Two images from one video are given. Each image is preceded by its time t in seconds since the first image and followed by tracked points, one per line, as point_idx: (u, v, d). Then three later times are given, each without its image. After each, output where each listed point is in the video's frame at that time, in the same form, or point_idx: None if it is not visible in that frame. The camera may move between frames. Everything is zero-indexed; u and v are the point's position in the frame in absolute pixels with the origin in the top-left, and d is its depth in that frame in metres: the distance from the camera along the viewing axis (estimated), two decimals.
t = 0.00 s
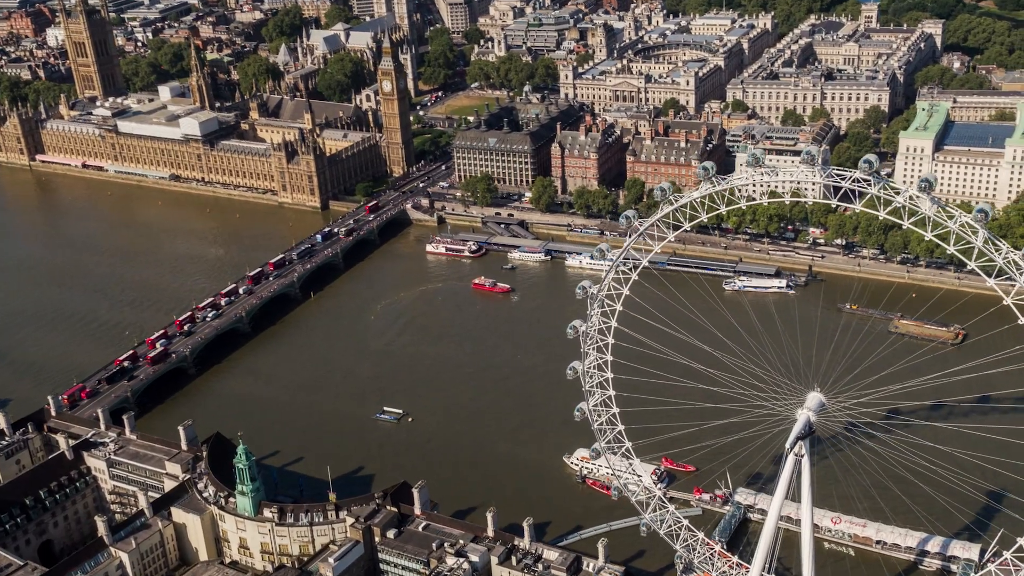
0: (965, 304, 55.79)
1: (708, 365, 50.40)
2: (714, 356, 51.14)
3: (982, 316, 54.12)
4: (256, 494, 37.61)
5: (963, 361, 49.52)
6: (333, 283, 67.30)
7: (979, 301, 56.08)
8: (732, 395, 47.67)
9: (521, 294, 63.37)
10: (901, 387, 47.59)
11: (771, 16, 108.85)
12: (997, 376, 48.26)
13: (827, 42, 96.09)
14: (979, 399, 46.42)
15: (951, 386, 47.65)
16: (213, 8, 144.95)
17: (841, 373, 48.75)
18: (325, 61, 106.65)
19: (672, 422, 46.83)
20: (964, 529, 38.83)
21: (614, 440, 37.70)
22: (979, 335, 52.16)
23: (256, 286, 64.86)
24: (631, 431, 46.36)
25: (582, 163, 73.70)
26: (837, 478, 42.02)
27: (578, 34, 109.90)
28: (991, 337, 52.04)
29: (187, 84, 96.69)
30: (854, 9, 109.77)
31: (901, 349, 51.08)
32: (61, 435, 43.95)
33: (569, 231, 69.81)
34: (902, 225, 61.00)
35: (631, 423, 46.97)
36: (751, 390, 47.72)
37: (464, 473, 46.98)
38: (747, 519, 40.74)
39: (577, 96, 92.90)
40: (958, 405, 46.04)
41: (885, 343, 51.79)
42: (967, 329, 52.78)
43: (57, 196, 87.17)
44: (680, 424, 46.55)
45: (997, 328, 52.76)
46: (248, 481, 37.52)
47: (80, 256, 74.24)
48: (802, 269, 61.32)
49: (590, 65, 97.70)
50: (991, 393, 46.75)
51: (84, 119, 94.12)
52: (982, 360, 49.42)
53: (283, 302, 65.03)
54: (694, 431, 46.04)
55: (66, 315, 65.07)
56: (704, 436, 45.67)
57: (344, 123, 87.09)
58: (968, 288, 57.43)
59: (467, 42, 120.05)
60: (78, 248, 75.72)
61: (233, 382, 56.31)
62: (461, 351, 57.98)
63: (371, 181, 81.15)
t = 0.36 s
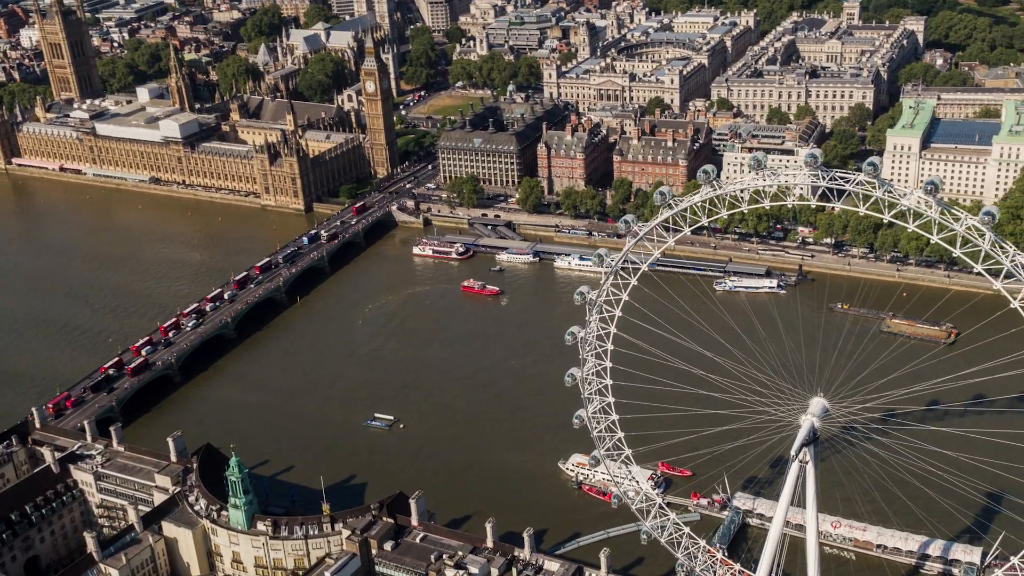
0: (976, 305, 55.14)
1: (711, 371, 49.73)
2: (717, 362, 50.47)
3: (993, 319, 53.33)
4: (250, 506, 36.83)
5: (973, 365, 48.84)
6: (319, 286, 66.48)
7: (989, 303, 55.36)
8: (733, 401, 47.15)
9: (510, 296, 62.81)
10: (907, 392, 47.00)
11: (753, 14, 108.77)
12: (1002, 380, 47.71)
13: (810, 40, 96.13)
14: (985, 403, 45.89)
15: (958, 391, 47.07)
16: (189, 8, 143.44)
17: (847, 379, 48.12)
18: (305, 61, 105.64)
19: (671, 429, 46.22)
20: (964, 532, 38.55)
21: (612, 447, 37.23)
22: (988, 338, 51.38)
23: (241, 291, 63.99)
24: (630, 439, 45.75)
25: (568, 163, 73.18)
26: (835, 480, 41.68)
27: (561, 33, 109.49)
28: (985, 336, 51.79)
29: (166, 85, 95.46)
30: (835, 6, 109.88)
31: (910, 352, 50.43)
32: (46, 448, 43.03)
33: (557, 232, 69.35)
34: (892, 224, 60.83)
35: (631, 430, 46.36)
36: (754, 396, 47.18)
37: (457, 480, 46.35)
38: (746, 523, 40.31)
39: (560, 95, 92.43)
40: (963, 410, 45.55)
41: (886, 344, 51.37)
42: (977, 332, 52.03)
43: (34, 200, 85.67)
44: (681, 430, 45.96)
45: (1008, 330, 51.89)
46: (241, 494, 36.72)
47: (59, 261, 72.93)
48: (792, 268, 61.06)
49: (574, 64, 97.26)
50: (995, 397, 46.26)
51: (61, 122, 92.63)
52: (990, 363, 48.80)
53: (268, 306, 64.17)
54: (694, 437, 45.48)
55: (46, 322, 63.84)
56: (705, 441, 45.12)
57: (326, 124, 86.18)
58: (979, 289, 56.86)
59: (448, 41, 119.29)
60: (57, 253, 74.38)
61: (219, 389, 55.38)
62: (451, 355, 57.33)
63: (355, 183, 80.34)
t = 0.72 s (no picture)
0: (985, 308, 54.45)
1: (711, 377, 49.10)
2: (717, 368, 49.84)
3: (1000, 322, 52.62)
4: (243, 520, 36.10)
5: (977, 369, 48.26)
6: (305, 291, 65.67)
7: (992, 304, 54.81)
8: (733, 407, 46.61)
9: (499, 299, 62.24)
10: (905, 394, 46.68)
11: (735, 12, 108.57)
12: (1004, 385, 47.17)
13: (793, 37, 96.01)
14: (987, 409, 45.34)
15: (958, 394, 46.66)
16: (166, 8, 141.82)
17: (851, 384, 47.55)
18: (286, 62, 104.59)
19: (670, 436, 45.58)
20: (964, 534, 38.27)
21: (611, 455, 36.76)
22: (994, 341, 50.74)
23: (226, 297, 63.09)
24: (628, 445, 45.09)
25: (555, 164, 72.65)
26: (832, 483, 41.37)
27: (543, 32, 108.92)
28: (978, 336, 51.63)
29: (145, 87, 94.21)
30: (817, 3, 109.84)
31: (915, 356, 49.91)
32: (30, 461, 42.07)
33: (545, 233, 68.83)
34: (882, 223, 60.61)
35: (629, 436, 45.70)
36: (755, 402, 46.56)
37: (451, 488, 45.74)
38: (745, 528, 39.85)
39: (545, 95, 91.91)
40: (965, 414, 45.01)
41: (879, 345, 51.22)
42: (983, 336, 51.40)
43: (11, 205, 84.25)
44: (679, 437, 45.42)
45: (1015, 334, 51.19)
46: (234, 508, 36.01)
47: (38, 267, 71.65)
48: (782, 268, 60.77)
49: (557, 63, 96.75)
50: (995, 399, 45.87)
51: (38, 125, 91.19)
52: (990, 365, 48.37)
53: (254, 312, 63.32)
54: (693, 443, 44.95)
55: (26, 330, 62.64)
56: (705, 448, 44.60)
57: (309, 125, 85.26)
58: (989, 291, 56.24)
59: (429, 40, 118.45)
60: (36, 259, 73.10)
61: (206, 397, 54.51)
62: (441, 359, 56.70)
63: (339, 185, 79.57)
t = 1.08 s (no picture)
0: (992, 312, 53.61)
1: (711, 385, 48.64)
2: (719, 376, 49.32)
3: (1007, 326, 51.79)
4: (236, 536, 35.36)
5: (984, 374, 47.59)
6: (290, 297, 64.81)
7: (983, 303, 54.73)
8: (735, 415, 46.21)
9: (488, 303, 61.61)
10: (900, 395, 46.58)
11: (716, 11, 108.39)
12: (997, 385, 47.13)
13: (775, 36, 95.93)
14: (987, 413, 45.03)
15: (951, 394, 46.59)
16: (141, 9, 140.14)
17: (855, 391, 47.00)
18: (265, 64, 103.48)
19: (671, 444, 45.11)
20: (964, 537, 38.04)
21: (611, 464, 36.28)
22: (1002, 346, 49.95)
23: (211, 304, 62.17)
24: (629, 454, 44.47)
25: (541, 166, 72.17)
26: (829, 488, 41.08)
27: (524, 32, 108.33)
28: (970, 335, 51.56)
29: (123, 90, 92.91)
30: (798, 2, 109.83)
31: (922, 361, 49.34)
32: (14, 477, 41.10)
33: (532, 236, 68.31)
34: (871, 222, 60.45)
35: (629, 445, 45.10)
36: (759, 410, 46.14)
37: (445, 497, 45.10)
38: (744, 535, 39.40)
39: (528, 95, 91.38)
40: (961, 417, 44.83)
41: (872, 346, 51.14)
42: (990, 340, 50.62)
43: None
44: (680, 445, 44.97)
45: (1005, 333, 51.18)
46: (227, 523, 35.29)
47: (16, 275, 70.34)
48: (771, 269, 60.50)
49: (539, 63, 96.21)
50: (988, 400, 45.84)
51: (14, 130, 89.74)
52: (983, 364, 48.33)
53: (239, 318, 62.43)
54: (694, 450, 44.51)
55: (6, 340, 61.40)
56: (706, 455, 44.16)
57: (290, 128, 84.32)
58: (995, 294, 55.47)
59: (409, 41, 117.55)
60: (14, 266, 71.77)
61: (192, 407, 53.58)
62: (432, 364, 56.00)
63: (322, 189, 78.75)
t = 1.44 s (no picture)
0: (990, 314, 53.41)
1: (716, 393, 48.17)
2: (724, 384, 48.82)
3: (1015, 333, 51.02)
4: (233, 552, 34.63)
5: (992, 382, 46.96)
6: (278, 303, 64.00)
7: (975, 303, 54.74)
8: (740, 422, 45.77)
9: (480, 307, 60.97)
10: (898, 398, 46.50)
11: (700, 11, 108.17)
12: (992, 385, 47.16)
13: (760, 35, 95.77)
14: (984, 414, 45.03)
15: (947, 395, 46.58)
16: (118, 11, 138.49)
17: (854, 395, 46.84)
18: (247, 66, 102.43)
19: (675, 452, 44.61)
20: (965, 541, 37.90)
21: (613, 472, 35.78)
22: (1005, 351, 49.52)
23: (197, 311, 61.24)
24: (631, 464, 43.92)
25: (530, 168, 71.65)
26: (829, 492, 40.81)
27: (508, 32, 107.69)
28: (963, 336, 51.58)
29: (102, 94, 91.65)
30: (781, 1, 109.73)
31: (929, 369, 48.73)
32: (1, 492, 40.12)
33: (522, 238, 67.77)
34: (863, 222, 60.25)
35: (632, 455, 44.56)
36: (763, 416, 45.74)
37: (442, 505, 44.43)
38: (745, 541, 38.96)
39: (513, 96, 90.80)
40: (958, 419, 44.82)
41: (868, 348, 51.07)
42: (993, 345, 50.21)
43: None
44: (685, 452, 44.50)
45: (999, 333, 51.25)
46: (224, 539, 34.59)
47: None
48: (764, 271, 60.22)
49: (524, 64, 95.63)
50: (984, 401, 45.88)
51: None
52: (978, 366, 48.37)
53: (227, 326, 61.58)
54: (698, 458, 44.07)
55: None
56: (710, 463, 43.71)
57: (274, 131, 83.39)
58: (988, 294, 55.46)
59: (391, 41, 116.67)
60: None
61: (180, 417, 52.65)
62: (424, 370, 55.30)
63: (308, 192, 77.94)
